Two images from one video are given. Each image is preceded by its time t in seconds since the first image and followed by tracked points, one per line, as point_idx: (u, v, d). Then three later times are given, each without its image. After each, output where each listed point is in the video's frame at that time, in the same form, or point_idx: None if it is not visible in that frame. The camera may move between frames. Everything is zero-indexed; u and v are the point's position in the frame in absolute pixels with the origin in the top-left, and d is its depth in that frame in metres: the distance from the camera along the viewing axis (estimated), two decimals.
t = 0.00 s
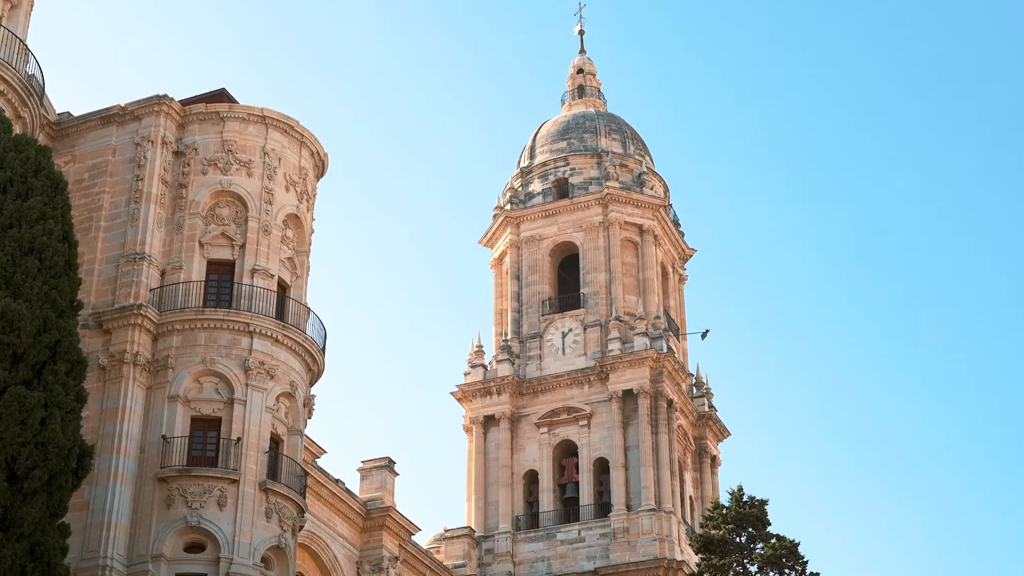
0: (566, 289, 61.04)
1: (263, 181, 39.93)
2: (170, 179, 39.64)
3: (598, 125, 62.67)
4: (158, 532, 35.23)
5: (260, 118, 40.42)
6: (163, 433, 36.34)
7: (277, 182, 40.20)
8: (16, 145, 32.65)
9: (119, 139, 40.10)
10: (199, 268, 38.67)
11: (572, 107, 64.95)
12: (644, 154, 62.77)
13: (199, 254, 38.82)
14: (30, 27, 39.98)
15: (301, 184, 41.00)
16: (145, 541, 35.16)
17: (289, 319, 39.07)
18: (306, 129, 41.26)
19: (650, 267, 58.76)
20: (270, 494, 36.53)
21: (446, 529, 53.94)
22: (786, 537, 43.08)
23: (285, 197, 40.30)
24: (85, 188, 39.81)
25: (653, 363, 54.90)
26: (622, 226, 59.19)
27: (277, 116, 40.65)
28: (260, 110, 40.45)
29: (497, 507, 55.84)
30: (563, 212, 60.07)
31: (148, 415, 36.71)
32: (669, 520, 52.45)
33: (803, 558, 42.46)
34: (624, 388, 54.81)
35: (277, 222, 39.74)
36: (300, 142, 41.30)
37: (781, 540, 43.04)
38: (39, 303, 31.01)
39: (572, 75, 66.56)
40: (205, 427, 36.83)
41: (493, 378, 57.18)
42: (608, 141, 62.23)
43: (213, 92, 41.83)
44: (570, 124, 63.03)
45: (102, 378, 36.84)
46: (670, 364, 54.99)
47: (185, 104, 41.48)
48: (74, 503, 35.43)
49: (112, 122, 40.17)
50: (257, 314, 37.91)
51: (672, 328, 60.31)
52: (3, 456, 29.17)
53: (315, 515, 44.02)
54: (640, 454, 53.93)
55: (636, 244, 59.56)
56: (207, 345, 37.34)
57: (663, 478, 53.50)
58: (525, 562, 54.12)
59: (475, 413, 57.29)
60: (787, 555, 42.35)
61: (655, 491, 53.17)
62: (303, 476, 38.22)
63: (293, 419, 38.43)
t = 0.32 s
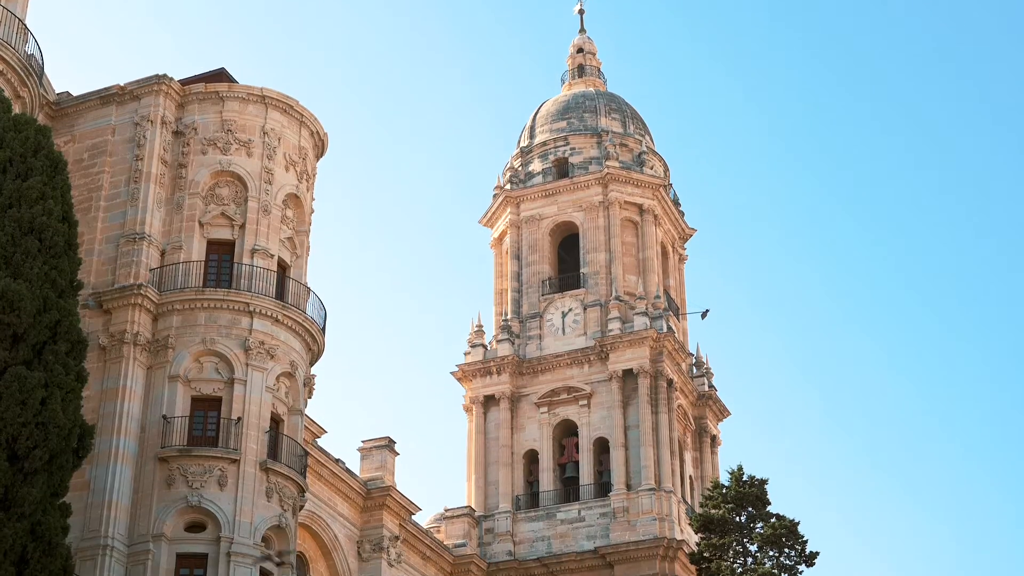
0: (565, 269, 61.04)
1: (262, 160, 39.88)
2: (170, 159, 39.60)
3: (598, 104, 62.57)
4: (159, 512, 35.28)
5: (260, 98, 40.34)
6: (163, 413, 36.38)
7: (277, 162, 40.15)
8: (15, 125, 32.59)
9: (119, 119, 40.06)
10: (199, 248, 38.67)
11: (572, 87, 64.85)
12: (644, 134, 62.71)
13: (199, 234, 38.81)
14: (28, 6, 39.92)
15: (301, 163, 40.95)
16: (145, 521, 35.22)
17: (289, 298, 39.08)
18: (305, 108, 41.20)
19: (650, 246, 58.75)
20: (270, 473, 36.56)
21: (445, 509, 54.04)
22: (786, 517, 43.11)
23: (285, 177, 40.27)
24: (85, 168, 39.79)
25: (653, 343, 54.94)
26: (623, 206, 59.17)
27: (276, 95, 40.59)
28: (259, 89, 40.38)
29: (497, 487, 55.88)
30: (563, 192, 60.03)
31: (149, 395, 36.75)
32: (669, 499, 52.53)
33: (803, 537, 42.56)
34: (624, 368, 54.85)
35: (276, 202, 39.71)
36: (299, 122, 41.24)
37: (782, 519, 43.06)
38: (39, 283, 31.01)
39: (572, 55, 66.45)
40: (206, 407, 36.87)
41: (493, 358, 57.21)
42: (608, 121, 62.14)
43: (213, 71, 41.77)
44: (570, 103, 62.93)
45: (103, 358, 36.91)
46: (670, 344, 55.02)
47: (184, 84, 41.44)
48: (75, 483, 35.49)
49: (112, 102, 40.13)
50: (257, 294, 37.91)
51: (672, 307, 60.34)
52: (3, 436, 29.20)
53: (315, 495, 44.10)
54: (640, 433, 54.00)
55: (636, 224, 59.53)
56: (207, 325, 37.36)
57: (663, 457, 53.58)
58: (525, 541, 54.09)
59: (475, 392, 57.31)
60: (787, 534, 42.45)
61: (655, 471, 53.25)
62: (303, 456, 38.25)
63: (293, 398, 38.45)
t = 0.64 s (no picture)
0: (566, 249, 61.01)
1: (262, 140, 39.83)
2: (170, 139, 39.56)
3: (598, 84, 62.46)
4: (159, 492, 35.33)
5: (260, 78, 40.27)
6: (163, 394, 36.43)
7: (277, 142, 40.10)
8: (15, 105, 32.53)
9: (119, 99, 40.01)
10: (199, 228, 38.65)
11: (572, 66, 64.73)
12: (644, 113, 62.61)
13: (199, 214, 38.79)
14: None
15: (301, 143, 40.89)
16: (146, 501, 35.28)
17: (289, 279, 39.07)
18: (305, 88, 41.12)
19: (650, 226, 58.72)
20: (270, 453, 36.59)
21: (445, 490, 54.08)
22: (786, 496, 43.16)
23: (285, 157, 40.22)
24: (84, 148, 39.76)
25: (654, 323, 54.96)
26: (623, 186, 59.12)
27: (276, 75, 40.51)
28: (259, 69, 40.30)
29: (497, 467, 55.94)
30: (563, 171, 59.99)
31: (149, 375, 36.79)
32: (669, 479, 52.61)
33: (802, 517, 42.61)
34: (624, 348, 54.89)
35: (276, 182, 39.67)
36: (299, 102, 41.17)
37: (782, 499, 43.12)
38: (39, 263, 31.00)
39: (572, 34, 66.32)
40: (206, 387, 36.89)
41: (493, 338, 57.22)
42: (608, 101, 62.04)
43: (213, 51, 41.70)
44: (570, 83, 62.82)
45: (103, 338, 36.98)
46: (670, 324, 55.05)
47: (184, 64, 41.37)
48: (76, 463, 35.56)
49: (111, 82, 40.08)
50: (257, 274, 37.90)
51: (672, 287, 60.33)
52: (4, 416, 29.23)
53: (316, 475, 44.19)
54: (640, 413, 54.05)
55: (636, 204, 59.49)
56: (208, 306, 37.36)
57: (663, 437, 53.64)
58: (525, 521, 54.17)
59: (475, 372, 57.32)
60: (787, 514, 42.52)
61: (655, 450, 53.32)
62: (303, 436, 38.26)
63: (293, 378, 38.46)
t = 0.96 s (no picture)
0: (566, 230, 60.97)
1: (262, 121, 39.77)
2: (170, 120, 39.52)
3: (598, 64, 62.35)
4: (160, 473, 35.37)
5: (259, 58, 40.18)
6: (163, 374, 36.47)
7: (276, 122, 40.04)
8: (14, 85, 32.48)
9: (118, 79, 39.94)
10: (199, 209, 38.62)
11: (572, 47, 64.59)
12: (644, 94, 62.50)
13: (199, 195, 38.76)
14: None
15: (300, 124, 40.83)
16: (147, 481, 35.32)
17: (289, 260, 39.06)
18: (305, 69, 41.04)
19: (650, 207, 58.68)
20: (271, 434, 36.62)
21: (446, 470, 54.13)
22: (786, 476, 43.21)
23: (285, 137, 40.17)
24: (84, 129, 39.73)
25: (654, 303, 54.97)
26: (623, 166, 59.06)
27: (276, 56, 40.44)
28: (258, 49, 40.22)
29: (497, 447, 55.99)
30: (563, 152, 59.93)
31: (149, 356, 36.83)
32: (669, 459, 52.68)
33: (802, 497, 42.72)
34: (624, 328, 54.90)
35: (276, 162, 39.61)
36: (299, 83, 41.09)
37: (782, 479, 43.17)
38: (39, 244, 31.00)
39: (572, 14, 66.15)
40: (206, 367, 36.91)
41: (493, 318, 57.23)
42: (608, 81, 61.93)
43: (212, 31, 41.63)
44: (570, 63, 62.72)
45: (103, 319, 37.03)
46: (670, 305, 55.04)
47: (183, 44, 41.29)
48: (77, 443, 35.62)
49: (111, 62, 40.02)
50: (257, 255, 37.89)
51: (672, 268, 60.30)
52: (4, 396, 29.29)
53: (316, 455, 44.25)
54: (640, 394, 54.10)
55: (636, 184, 59.43)
56: (208, 287, 37.35)
57: (663, 418, 53.70)
58: (525, 501, 54.24)
59: (475, 353, 57.34)
60: (787, 494, 42.61)
61: (655, 431, 53.39)
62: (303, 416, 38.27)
63: (293, 359, 38.47)
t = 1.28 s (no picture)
0: (566, 211, 60.92)
1: (262, 101, 39.70)
2: (169, 100, 39.47)
3: (598, 45, 62.24)
4: (160, 454, 35.40)
5: (259, 39, 40.11)
6: (164, 355, 36.49)
7: (276, 103, 39.98)
8: (13, 66, 32.42)
9: (118, 59, 39.88)
10: (199, 189, 38.58)
11: (572, 27, 64.45)
12: (644, 74, 62.40)
13: (199, 175, 38.72)
14: None
15: (300, 105, 40.77)
16: (147, 462, 35.35)
17: (289, 241, 39.04)
18: (304, 49, 40.97)
19: (650, 187, 58.63)
20: (271, 415, 36.63)
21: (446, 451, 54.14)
22: (786, 457, 43.22)
23: (285, 118, 40.11)
24: (84, 109, 39.68)
25: (654, 284, 54.97)
26: (623, 147, 59.00)
27: (275, 36, 40.35)
28: (258, 30, 40.14)
29: (498, 428, 56.00)
30: (563, 133, 59.86)
31: (150, 337, 36.86)
32: (669, 440, 52.72)
33: (802, 478, 42.73)
34: (625, 309, 54.90)
35: (276, 143, 39.55)
36: (298, 63, 41.02)
37: (782, 460, 43.18)
38: (39, 225, 30.99)
39: None
40: (206, 349, 36.92)
41: (493, 300, 57.21)
42: (608, 62, 61.82)
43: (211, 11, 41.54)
44: (570, 44, 62.61)
45: (103, 300, 37.06)
46: (670, 286, 55.04)
47: (183, 25, 41.21)
48: (78, 424, 35.70)
49: (110, 43, 39.96)
50: (257, 236, 37.86)
51: (672, 249, 60.28)
52: (4, 377, 29.31)
53: (316, 436, 44.31)
54: (640, 375, 54.12)
55: (636, 165, 59.38)
56: (208, 268, 37.34)
57: (663, 399, 53.73)
58: (525, 482, 54.28)
59: (475, 334, 57.34)
60: (787, 475, 42.60)
61: (655, 411, 53.44)
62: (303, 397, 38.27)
63: (293, 340, 38.46)
